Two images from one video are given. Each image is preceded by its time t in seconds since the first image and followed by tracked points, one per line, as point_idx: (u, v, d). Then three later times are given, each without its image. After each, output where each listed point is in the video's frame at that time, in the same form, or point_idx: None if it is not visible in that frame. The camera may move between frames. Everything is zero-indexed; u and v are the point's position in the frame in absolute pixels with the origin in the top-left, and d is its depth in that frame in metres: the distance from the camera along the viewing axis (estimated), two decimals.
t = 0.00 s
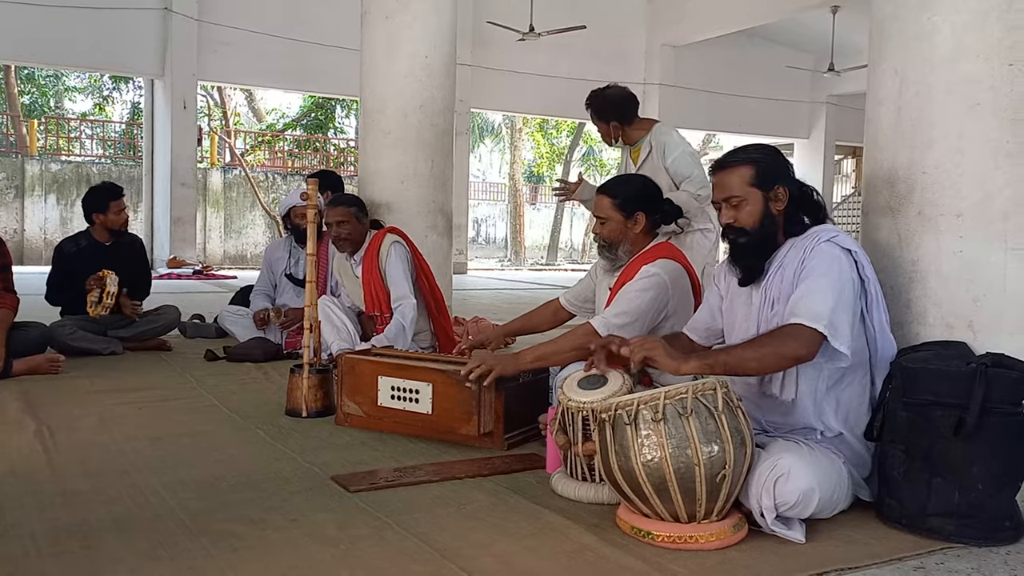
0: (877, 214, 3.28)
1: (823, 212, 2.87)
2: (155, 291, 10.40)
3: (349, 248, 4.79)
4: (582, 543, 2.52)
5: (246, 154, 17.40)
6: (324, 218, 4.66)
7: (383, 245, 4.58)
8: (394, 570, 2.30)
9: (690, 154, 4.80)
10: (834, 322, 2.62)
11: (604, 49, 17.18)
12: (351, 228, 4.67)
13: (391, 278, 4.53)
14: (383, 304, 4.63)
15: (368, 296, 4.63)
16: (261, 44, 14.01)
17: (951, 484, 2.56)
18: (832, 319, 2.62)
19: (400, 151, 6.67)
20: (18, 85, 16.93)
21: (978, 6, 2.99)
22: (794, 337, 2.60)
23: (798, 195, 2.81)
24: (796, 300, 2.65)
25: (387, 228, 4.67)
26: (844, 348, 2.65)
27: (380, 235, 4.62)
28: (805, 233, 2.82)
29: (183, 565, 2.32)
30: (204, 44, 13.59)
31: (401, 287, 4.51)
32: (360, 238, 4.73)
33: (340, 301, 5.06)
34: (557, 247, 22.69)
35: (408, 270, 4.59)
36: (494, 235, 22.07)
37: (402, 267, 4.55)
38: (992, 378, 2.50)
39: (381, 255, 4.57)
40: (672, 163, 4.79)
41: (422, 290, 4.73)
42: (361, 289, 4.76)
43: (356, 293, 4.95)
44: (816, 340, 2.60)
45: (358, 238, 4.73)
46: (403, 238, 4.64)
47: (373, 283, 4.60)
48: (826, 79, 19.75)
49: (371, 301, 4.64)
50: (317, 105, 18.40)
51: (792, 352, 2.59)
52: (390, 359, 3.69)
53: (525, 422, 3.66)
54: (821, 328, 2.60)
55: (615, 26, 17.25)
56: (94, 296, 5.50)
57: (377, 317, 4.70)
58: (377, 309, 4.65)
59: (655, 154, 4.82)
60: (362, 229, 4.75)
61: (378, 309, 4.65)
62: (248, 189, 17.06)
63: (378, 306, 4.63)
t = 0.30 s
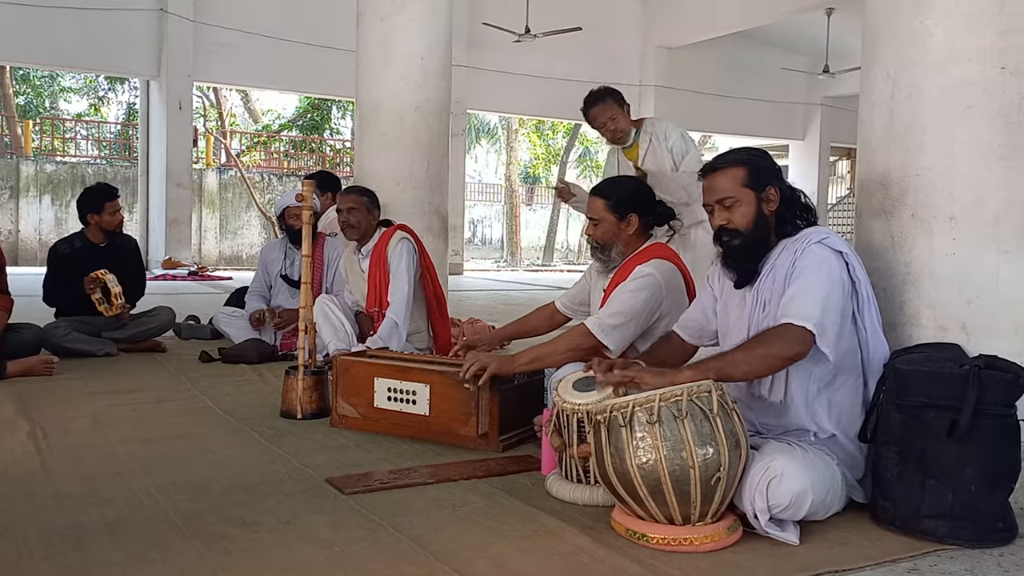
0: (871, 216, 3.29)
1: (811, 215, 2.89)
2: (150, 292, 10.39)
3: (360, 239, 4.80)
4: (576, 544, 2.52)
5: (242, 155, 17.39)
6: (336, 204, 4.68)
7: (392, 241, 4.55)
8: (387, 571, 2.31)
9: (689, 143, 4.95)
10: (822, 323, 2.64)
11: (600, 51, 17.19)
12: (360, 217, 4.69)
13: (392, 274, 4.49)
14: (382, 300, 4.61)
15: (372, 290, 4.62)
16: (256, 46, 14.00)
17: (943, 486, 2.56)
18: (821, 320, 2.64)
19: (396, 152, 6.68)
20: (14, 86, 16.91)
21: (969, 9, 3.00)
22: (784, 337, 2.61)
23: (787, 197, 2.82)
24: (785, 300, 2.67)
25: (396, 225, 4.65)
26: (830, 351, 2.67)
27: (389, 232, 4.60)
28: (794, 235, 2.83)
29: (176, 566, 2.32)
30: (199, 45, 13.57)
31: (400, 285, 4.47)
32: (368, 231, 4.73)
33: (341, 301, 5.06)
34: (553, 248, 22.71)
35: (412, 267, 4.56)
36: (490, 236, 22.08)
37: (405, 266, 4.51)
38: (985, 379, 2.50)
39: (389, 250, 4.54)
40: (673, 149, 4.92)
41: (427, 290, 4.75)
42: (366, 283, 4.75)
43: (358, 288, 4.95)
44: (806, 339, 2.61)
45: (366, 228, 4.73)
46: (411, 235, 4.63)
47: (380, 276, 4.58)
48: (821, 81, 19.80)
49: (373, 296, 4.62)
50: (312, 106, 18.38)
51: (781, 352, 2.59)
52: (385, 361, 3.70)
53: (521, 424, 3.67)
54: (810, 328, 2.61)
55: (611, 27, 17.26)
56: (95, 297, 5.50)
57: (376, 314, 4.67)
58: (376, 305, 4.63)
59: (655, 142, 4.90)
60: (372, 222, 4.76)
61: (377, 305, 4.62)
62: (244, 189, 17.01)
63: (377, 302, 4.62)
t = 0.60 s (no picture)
0: (869, 216, 3.30)
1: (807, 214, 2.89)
2: (146, 292, 10.39)
3: (373, 234, 4.81)
4: (574, 545, 2.53)
5: (239, 155, 17.39)
6: (356, 197, 4.72)
7: (404, 241, 4.56)
8: (385, 571, 2.31)
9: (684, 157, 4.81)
10: (814, 314, 2.63)
11: (597, 51, 17.20)
12: (376, 210, 4.70)
13: (399, 272, 4.50)
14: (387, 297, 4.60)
15: (379, 287, 4.62)
16: (254, 46, 14.01)
17: (941, 486, 2.57)
18: (812, 312, 2.62)
19: (392, 152, 6.68)
20: (10, 86, 16.88)
21: (966, 10, 3.02)
22: (773, 330, 2.62)
23: (784, 195, 2.84)
24: (777, 295, 2.67)
25: (410, 227, 4.67)
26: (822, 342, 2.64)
27: (402, 232, 4.61)
28: (789, 231, 2.83)
29: (175, 567, 2.32)
30: (196, 45, 13.57)
31: (406, 284, 4.47)
32: (381, 224, 4.74)
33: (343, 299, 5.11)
34: (549, 248, 22.73)
35: (421, 268, 4.57)
36: (486, 237, 22.09)
37: (414, 266, 4.51)
38: (982, 380, 2.51)
39: (400, 249, 4.55)
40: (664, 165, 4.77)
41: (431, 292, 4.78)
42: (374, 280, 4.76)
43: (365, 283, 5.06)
44: (795, 331, 2.61)
45: (379, 223, 4.74)
46: (424, 237, 4.64)
47: (387, 272, 4.59)
48: (818, 81, 19.83)
49: (378, 293, 4.61)
50: (309, 106, 18.38)
51: (772, 346, 2.60)
52: (384, 361, 3.70)
53: (518, 424, 3.67)
54: (799, 320, 2.61)
55: (608, 27, 17.27)
56: (88, 299, 5.49)
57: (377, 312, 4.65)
58: (380, 302, 4.62)
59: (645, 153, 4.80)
60: (387, 217, 4.76)
61: (381, 302, 4.61)
62: (241, 190, 17.00)
63: (381, 298, 4.61)
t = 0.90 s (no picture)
0: (866, 219, 3.30)
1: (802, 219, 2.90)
2: (144, 292, 10.38)
3: (380, 234, 4.83)
4: (573, 547, 2.53)
5: (237, 155, 17.38)
6: (367, 194, 4.72)
7: (412, 244, 4.55)
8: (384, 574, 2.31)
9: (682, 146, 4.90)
10: (796, 313, 2.63)
11: (596, 52, 17.20)
12: (387, 210, 4.71)
13: (404, 275, 4.49)
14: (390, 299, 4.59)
15: (383, 287, 4.60)
16: (253, 46, 14.01)
17: (938, 489, 2.57)
18: (794, 312, 2.63)
19: (391, 153, 6.68)
20: (8, 86, 16.86)
21: (964, 13, 3.02)
22: (750, 328, 2.63)
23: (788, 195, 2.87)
24: (761, 294, 2.68)
25: (419, 229, 4.65)
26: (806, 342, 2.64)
27: (411, 234, 4.60)
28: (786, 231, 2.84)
29: (174, 568, 2.32)
30: (195, 46, 13.57)
31: (410, 288, 4.48)
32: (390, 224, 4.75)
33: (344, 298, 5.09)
34: (548, 249, 22.73)
35: (426, 273, 4.57)
36: (485, 237, 22.09)
37: (419, 270, 4.51)
38: (980, 383, 2.51)
39: (406, 251, 4.53)
40: (664, 153, 4.84)
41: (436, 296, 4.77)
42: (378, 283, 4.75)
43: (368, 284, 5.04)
44: (773, 329, 2.62)
45: (388, 224, 4.76)
46: (433, 241, 4.62)
47: (392, 273, 4.57)
48: (816, 82, 19.84)
49: (380, 294, 4.60)
50: (308, 106, 18.37)
51: (749, 345, 2.61)
52: (381, 363, 3.70)
53: (516, 425, 3.67)
54: (779, 319, 2.61)
55: (606, 28, 17.26)
56: (91, 298, 5.48)
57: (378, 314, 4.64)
58: (382, 303, 4.61)
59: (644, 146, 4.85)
60: (397, 219, 4.77)
61: (383, 303, 4.60)
62: (239, 190, 17.00)
63: (383, 300, 4.59)
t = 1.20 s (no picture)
0: (865, 220, 3.31)
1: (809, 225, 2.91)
2: (142, 292, 10.38)
3: (378, 235, 4.84)
4: (571, 548, 2.53)
5: (235, 155, 17.37)
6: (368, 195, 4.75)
7: (409, 247, 4.54)
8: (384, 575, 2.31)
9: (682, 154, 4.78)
10: (818, 320, 2.64)
11: (594, 52, 17.20)
12: (387, 213, 4.73)
13: (402, 280, 4.50)
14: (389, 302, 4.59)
15: (380, 290, 4.61)
16: (251, 46, 14.01)
17: (936, 490, 2.58)
18: (816, 319, 2.64)
19: (390, 154, 6.68)
20: (6, 85, 16.85)
21: (963, 15, 3.03)
22: (776, 333, 2.62)
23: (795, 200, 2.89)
24: (779, 301, 2.67)
25: (417, 231, 4.65)
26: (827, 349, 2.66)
27: (408, 236, 4.59)
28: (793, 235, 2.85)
29: (173, 569, 2.33)
30: (193, 45, 13.55)
31: (409, 293, 4.48)
32: (388, 226, 4.78)
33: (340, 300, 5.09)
34: (546, 250, 22.74)
35: (425, 277, 4.58)
36: (483, 237, 22.09)
37: (418, 274, 4.52)
38: (978, 385, 2.52)
39: (404, 255, 4.53)
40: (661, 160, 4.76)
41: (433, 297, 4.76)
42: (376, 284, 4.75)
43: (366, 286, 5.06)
44: (800, 338, 2.61)
45: (387, 226, 4.78)
46: (430, 243, 4.62)
47: (390, 276, 4.57)
48: (815, 83, 19.85)
49: (378, 296, 4.61)
50: (306, 106, 18.37)
51: (776, 351, 2.60)
52: (380, 364, 3.69)
53: (513, 426, 3.67)
54: (804, 327, 2.61)
55: (604, 28, 17.25)
56: (84, 300, 5.48)
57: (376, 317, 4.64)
58: (379, 306, 4.61)
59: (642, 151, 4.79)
60: (396, 222, 4.80)
61: (380, 306, 4.60)
62: (237, 190, 17.01)
63: (382, 303, 4.60)
